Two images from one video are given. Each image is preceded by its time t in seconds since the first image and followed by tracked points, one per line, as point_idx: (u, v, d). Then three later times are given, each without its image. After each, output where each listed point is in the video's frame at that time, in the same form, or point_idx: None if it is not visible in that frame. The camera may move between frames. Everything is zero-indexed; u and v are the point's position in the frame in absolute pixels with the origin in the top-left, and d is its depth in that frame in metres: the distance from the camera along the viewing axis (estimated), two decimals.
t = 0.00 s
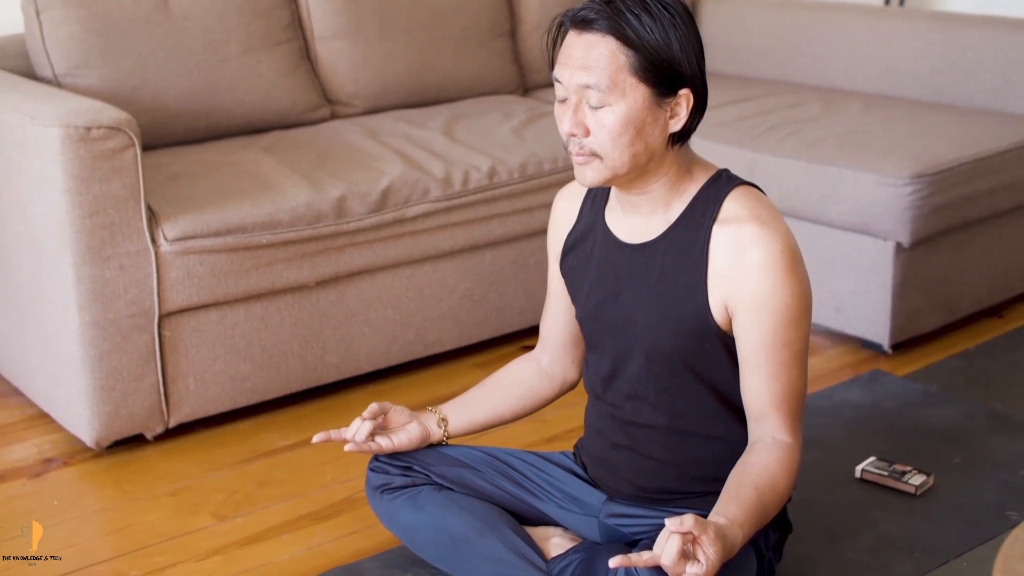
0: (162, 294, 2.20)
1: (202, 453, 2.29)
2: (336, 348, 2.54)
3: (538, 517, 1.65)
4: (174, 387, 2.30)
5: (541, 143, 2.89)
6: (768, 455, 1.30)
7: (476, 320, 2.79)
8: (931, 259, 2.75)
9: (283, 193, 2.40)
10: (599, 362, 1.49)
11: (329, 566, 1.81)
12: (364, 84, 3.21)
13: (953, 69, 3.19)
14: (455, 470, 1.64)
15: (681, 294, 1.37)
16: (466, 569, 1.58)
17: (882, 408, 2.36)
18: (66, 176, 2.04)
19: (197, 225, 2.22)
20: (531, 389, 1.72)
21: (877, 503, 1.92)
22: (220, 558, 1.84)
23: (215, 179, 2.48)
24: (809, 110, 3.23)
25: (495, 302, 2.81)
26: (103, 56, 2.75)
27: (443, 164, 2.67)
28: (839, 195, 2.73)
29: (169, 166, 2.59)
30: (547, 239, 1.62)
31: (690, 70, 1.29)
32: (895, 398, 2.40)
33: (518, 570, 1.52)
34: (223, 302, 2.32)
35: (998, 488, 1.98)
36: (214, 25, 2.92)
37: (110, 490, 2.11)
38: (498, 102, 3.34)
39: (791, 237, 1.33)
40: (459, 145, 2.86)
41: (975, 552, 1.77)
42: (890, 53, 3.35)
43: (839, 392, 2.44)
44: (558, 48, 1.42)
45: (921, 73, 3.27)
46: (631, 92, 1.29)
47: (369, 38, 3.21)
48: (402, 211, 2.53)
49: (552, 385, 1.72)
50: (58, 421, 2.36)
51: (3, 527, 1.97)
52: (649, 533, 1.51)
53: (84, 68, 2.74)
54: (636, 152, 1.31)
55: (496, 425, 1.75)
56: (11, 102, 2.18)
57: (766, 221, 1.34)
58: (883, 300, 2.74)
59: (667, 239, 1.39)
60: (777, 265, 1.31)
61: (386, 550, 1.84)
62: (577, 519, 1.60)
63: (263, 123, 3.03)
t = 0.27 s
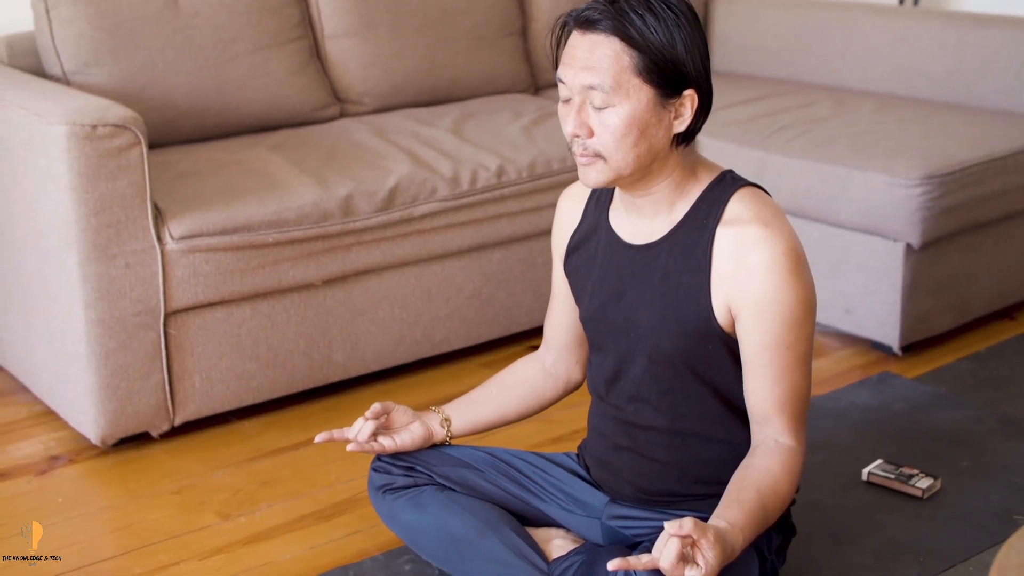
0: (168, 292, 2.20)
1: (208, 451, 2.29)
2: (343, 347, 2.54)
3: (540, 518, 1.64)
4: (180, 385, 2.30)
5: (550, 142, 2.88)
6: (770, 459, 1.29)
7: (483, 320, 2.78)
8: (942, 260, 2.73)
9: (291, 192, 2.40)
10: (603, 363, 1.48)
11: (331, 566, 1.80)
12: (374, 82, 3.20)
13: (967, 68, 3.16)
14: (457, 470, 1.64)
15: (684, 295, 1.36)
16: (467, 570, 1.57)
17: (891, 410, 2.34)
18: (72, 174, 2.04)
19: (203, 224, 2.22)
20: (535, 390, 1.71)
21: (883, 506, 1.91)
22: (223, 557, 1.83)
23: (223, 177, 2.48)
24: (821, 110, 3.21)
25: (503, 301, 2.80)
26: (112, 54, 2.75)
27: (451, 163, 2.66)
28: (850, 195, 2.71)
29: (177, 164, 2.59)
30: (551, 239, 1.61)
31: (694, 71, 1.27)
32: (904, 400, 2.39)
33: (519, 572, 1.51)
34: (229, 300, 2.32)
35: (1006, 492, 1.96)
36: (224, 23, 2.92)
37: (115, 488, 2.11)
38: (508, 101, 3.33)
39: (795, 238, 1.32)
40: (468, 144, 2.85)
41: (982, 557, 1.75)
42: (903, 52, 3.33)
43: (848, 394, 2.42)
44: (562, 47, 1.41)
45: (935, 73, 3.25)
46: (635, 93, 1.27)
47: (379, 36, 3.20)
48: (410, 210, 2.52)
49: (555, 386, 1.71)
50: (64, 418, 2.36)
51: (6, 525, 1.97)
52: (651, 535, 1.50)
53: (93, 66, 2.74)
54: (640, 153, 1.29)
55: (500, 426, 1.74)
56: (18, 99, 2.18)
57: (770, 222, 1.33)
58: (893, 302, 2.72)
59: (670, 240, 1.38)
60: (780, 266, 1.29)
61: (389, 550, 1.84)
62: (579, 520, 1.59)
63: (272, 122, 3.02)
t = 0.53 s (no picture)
0: (172, 290, 2.20)
1: (211, 449, 2.29)
2: (347, 345, 2.54)
3: (541, 518, 1.63)
4: (184, 383, 2.29)
5: (556, 141, 2.87)
6: (771, 460, 1.28)
7: (489, 319, 2.77)
8: (949, 261, 2.72)
9: (295, 190, 2.39)
10: (604, 363, 1.47)
11: (331, 566, 1.80)
12: (382, 80, 3.20)
13: (977, 67, 3.14)
14: (458, 470, 1.63)
15: (685, 295, 1.35)
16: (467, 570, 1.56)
17: (896, 411, 2.33)
18: (76, 171, 2.04)
19: (207, 222, 2.21)
20: (537, 390, 1.70)
21: (887, 508, 1.90)
22: (224, 556, 1.83)
23: (228, 175, 2.48)
24: (829, 109, 3.19)
25: (508, 300, 2.79)
26: (118, 51, 2.75)
27: (457, 162, 2.65)
28: (857, 195, 2.69)
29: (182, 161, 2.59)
30: (554, 239, 1.60)
31: (696, 70, 1.25)
32: (911, 401, 2.37)
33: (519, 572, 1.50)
34: (233, 298, 2.31)
35: (1011, 494, 1.94)
36: (231, 21, 2.92)
37: (117, 486, 2.11)
38: (516, 99, 3.33)
39: (796, 238, 1.31)
40: (474, 142, 2.84)
41: (986, 560, 1.74)
42: (913, 51, 3.31)
43: (853, 395, 2.41)
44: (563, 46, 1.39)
45: (945, 73, 3.23)
46: (636, 93, 1.25)
47: (386, 34, 3.20)
48: (415, 208, 2.52)
49: (557, 386, 1.70)
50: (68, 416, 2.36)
51: (8, 522, 1.97)
52: (651, 536, 1.49)
53: (99, 63, 2.74)
54: (642, 153, 1.27)
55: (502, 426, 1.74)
56: (24, 97, 2.18)
57: (771, 223, 1.32)
58: (900, 302, 2.70)
59: (672, 241, 1.37)
60: (781, 267, 1.28)
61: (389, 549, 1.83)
62: (579, 521, 1.58)
63: (279, 119, 3.02)
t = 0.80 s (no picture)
0: (173, 288, 2.20)
1: (212, 447, 2.29)
2: (350, 344, 2.53)
3: (539, 518, 1.63)
4: (186, 381, 2.29)
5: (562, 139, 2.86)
6: (768, 462, 1.27)
7: (493, 318, 2.77)
8: (956, 261, 2.70)
9: (298, 188, 2.39)
10: (603, 364, 1.46)
11: (329, 565, 1.79)
12: (387, 78, 3.19)
13: (987, 66, 3.12)
14: (456, 470, 1.63)
15: (683, 296, 1.34)
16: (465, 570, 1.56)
17: (901, 412, 2.31)
18: (77, 169, 2.04)
19: (208, 220, 2.21)
20: (536, 390, 1.69)
21: (890, 510, 1.88)
22: (222, 555, 1.83)
23: (232, 173, 2.48)
24: (836, 108, 3.17)
25: (513, 299, 2.78)
26: (123, 49, 2.75)
27: (461, 160, 2.64)
28: (863, 194, 2.68)
29: (186, 159, 2.59)
30: (553, 238, 1.59)
31: (695, 70, 1.24)
32: (915, 402, 2.36)
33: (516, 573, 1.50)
34: (235, 296, 2.31)
35: (1015, 497, 1.93)
36: (236, 19, 2.92)
37: (118, 484, 2.11)
38: (522, 97, 3.32)
39: (795, 239, 1.30)
40: (479, 141, 2.83)
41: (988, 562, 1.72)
42: (922, 50, 3.29)
43: (858, 396, 2.40)
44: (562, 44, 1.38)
45: (954, 71, 3.21)
46: (634, 92, 1.24)
47: (392, 32, 3.19)
48: (418, 206, 2.51)
49: (557, 386, 1.69)
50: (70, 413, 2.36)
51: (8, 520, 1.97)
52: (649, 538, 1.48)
53: (104, 61, 2.74)
54: (640, 153, 1.26)
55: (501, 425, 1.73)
56: (27, 95, 2.18)
57: (770, 223, 1.30)
58: (906, 302, 2.68)
59: (670, 241, 1.36)
60: (780, 268, 1.27)
61: (388, 549, 1.83)
62: (577, 522, 1.58)
63: (284, 117, 3.02)
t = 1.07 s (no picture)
0: (175, 286, 2.20)
1: (214, 446, 2.29)
2: (353, 343, 2.53)
3: (536, 520, 1.62)
4: (187, 379, 2.29)
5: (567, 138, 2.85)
6: (765, 465, 1.26)
7: (497, 317, 2.76)
8: (962, 262, 2.68)
9: (300, 187, 2.39)
10: (601, 365, 1.46)
11: (327, 565, 1.79)
12: (393, 77, 3.19)
13: (995, 66, 3.10)
14: (454, 471, 1.62)
15: (681, 297, 1.33)
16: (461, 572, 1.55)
17: (905, 414, 2.30)
18: (78, 168, 2.04)
19: (210, 218, 2.21)
20: (535, 391, 1.68)
21: (892, 514, 1.87)
22: (220, 554, 1.83)
23: (235, 171, 2.47)
24: (844, 108, 3.16)
25: (516, 299, 2.78)
26: (127, 47, 2.75)
27: (464, 160, 2.64)
28: (868, 195, 2.66)
29: (189, 158, 2.59)
30: (553, 239, 1.58)
31: (692, 69, 1.23)
32: (920, 405, 2.34)
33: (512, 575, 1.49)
34: (237, 295, 2.31)
35: (1019, 501, 1.91)
36: (241, 17, 2.92)
37: (119, 482, 2.11)
38: (528, 96, 3.31)
39: (794, 240, 1.29)
40: (483, 140, 2.83)
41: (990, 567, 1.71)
42: (931, 50, 3.27)
43: (862, 398, 2.38)
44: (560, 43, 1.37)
45: (962, 71, 3.19)
46: (631, 92, 1.23)
47: (398, 30, 3.19)
48: (421, 206, 2.50)
49: (556, 387, 1.68)
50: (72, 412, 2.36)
51: (8, 518, 1.97)
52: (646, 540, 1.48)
53: (108, 59, 2.74)
54: (636, 152, 1.25)
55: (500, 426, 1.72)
56: (29, 92, 2.18)
57: (769, 224, 1.29)
58: (912, 304, 2.67)
59: (668, 241, 1.35)
60: (778, 270, 1.26)
61: (386, 549, 1.82)
62: (575, 524, 1.57)
63: (289, 116, 3.01)
